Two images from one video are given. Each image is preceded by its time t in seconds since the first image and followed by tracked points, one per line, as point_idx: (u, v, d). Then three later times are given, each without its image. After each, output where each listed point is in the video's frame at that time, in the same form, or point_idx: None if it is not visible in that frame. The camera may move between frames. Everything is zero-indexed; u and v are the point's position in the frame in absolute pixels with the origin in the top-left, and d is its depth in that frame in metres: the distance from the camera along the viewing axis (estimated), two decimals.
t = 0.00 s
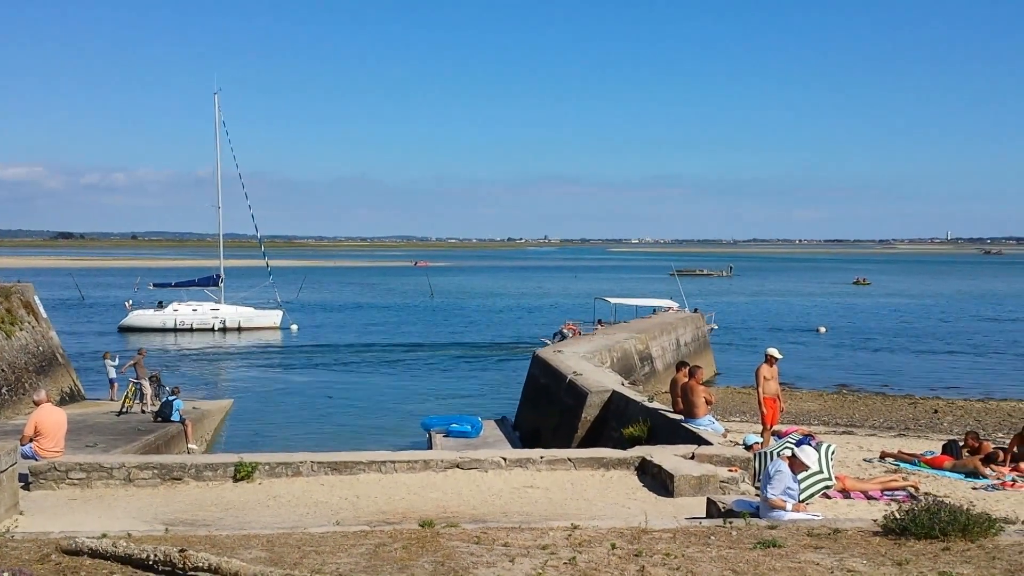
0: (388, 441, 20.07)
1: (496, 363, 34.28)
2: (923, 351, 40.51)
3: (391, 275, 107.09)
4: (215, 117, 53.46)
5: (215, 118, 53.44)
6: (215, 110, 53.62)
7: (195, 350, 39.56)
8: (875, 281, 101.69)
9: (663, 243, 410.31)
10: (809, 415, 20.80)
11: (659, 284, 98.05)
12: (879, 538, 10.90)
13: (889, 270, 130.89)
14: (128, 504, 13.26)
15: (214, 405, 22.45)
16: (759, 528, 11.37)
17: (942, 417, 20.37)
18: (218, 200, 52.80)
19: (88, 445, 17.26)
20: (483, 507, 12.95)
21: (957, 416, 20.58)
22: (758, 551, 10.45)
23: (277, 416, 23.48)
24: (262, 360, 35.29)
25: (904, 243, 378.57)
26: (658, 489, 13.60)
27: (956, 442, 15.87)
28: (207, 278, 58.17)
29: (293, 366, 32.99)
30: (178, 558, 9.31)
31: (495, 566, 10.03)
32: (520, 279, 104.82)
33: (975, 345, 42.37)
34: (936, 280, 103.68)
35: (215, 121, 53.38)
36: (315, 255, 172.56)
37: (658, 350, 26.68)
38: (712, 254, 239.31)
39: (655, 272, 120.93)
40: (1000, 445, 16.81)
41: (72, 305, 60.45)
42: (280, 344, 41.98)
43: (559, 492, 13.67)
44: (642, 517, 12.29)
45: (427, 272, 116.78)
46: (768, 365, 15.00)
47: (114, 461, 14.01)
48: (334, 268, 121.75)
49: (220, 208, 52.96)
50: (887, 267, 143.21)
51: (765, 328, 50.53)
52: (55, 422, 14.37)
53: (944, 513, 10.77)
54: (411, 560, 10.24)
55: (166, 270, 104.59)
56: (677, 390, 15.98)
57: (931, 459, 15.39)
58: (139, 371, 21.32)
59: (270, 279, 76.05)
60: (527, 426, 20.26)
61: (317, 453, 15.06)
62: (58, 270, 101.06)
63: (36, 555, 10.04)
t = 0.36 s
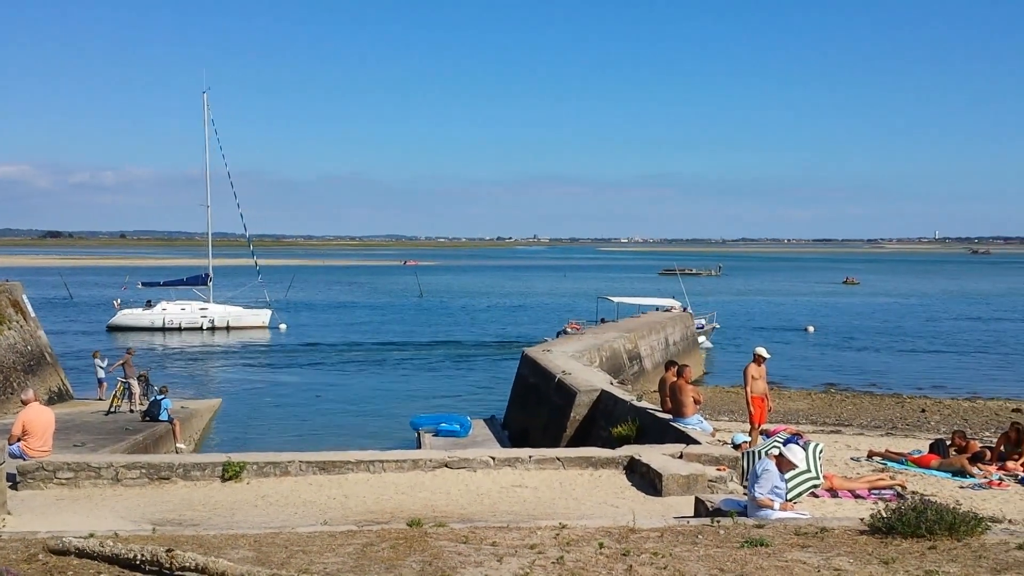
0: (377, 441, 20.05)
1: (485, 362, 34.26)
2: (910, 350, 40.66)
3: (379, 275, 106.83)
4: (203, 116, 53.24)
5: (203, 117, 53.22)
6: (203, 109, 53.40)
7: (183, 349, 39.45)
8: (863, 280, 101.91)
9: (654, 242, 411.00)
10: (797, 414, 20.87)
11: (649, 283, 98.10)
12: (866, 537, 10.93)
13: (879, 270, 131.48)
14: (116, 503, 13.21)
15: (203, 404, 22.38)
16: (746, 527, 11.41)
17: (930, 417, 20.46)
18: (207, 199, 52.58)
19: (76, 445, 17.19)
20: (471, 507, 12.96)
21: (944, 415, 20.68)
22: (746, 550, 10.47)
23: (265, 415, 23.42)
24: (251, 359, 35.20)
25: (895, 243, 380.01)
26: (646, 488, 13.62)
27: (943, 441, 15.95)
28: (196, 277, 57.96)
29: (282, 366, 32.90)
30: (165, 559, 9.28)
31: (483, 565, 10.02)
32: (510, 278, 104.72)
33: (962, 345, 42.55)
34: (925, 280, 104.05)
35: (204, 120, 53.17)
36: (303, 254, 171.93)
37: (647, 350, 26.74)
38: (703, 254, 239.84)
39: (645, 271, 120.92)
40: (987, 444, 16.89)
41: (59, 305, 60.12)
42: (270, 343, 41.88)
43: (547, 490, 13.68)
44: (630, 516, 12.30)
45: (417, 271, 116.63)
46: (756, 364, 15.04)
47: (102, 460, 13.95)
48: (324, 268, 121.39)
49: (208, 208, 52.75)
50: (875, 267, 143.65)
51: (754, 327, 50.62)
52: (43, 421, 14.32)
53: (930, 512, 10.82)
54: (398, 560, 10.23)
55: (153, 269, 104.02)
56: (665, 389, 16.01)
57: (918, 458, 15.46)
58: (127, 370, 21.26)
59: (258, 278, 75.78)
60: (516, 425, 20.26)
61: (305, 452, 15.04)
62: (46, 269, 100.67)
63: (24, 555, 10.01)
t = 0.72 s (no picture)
0: (364, 439, 20.02)
1: (473, 361, 34.25)
2: (896, 350, 40.87)
3: (367, 274, 106.60)
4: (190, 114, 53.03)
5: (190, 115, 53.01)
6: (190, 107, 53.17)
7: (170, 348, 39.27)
8: (849, 280, 102.38)
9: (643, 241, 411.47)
10: (783, 413, 20.95)
11: (636, 282, 98.30)
12: (850, 536, 10.99)
13: (866, 270, 132.01)
14: (102, 502, 13.15)
15: (190, 403, 22.32)
16: (731, 526, 11.46)
17: (915, 416, 20.57)
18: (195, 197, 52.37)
19: (61, 443, 17.11)
20: (458, 506, 12.96)
21: (929, 415, 20.79)
22: (731, 549, 10.51)
23: (253, 414, 23.36)
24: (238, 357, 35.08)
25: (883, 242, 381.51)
26: (632, 487, 13.65)
27: (928, 441, 16.03)
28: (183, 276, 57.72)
29: (269, 364, 32.82)
30: (151, 557, 9.26)
31: (468, 564, 10.03)
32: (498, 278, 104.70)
33: (947, 345, 42.79)
34: (912, 280, 104.49)
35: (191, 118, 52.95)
36: (291, 253, 171.42)
37: (634, 349, 26.80)
38: (691, 254, 240.28)
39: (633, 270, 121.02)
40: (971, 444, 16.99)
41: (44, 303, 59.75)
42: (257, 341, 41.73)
43: (534, 490, 13.69)
44: (616, 515, 12.33)
45: (405, 270, 116.28)
46: (743, 364, 15.09)
47: (88, 459, 13.89)
48: (312, 266, 121.11)
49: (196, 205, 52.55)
50: (862, 267, 144.23)
51: (741, 327, 50.75)
52: (28, 419, 14.24)
53: (914, 512, 10.89)
54: (384, 559, 10.23)
55: (140, 267, 103.53)
56: (652, 389, 16.04)
57: (903, 457, 15.53)
58: (113, 368, 21.18)
59: (245, 276, 75.56)
60: (503, 425, 20.27)
61: (291, 451, 15.00)
62: (31, 267, 99.87)
63: (9, 554, 9.98)
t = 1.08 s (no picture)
0: (351, 440, 20.01)
1: (460, 362, 34.26)
2: (881, 350, 41.11)
3: (354, 274, 106.42)
4: (176, 114, 52.76)
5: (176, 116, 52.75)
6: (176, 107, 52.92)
7: (155, 348, 39.15)
8: (834, 281, 102.93)
9: (631, 242, 411.90)
10: (769, 413, 21.03)
11: (623, 282, 98.48)
12: (834, 536, 11.04)
13: (851, 271, 132.63)
14: (87, 503, 13.10)
15: (176, 403, 22.24)
16: (717, 526, 11.50)
17: (900, 416, 20.68)
18: (180, 197, 52.12)
19: (46, 444, 17.03)
20: (444, 506, 12.95)
21: (914, 415, 20.90)
22: (716, 549, 10.55)
23: (239, 415, 23.30)
24: (223, 358, 34.98)
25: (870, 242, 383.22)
26: (619, 487, 13.67)
27: (913, 440, 16.12)
28: (168, 276, 57.45)
29: (256, 365, 32.73)
30: (136, 559, 9.22)
31: (454, 565, 10.03)
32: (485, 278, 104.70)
33: (931, 345, 43.05)
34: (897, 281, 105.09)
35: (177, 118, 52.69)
36: (277, 253, 170.93)
37: (621, 349, 26.86)
38: (678, 254, 240.57)
39: (620, 271, 121.29)
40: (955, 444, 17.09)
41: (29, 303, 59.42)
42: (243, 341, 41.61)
43: (520, 490, 13.70)
44: (602, 516, 12.34)
45: (392, 271, 116.05)
46: (729, 364, 15.14)
47: (73, 460, 13.83)
48: (298, 266, 120.76)
49: (181, 205, 52.29)
50: (847, 267, 144.95)
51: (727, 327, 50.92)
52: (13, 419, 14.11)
53: (898, 512, 10.95)
54: (370, 560, 10.21)
55: (126, 267, 102.98)
56: (638, 389, 16.09)
57: (888, 457, 15.62)
58: (98, 369, 21.08)
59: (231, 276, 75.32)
60: (490, 425, 20.27)
61: (277, 452, 14.98)
62: (13, 267, 99.13)
63: None
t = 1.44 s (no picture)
0: (329, 441, 19.94)
1: (439, 363, 34.22)
2: (858, 350, 41.40)
3: (332, 275, 105.99)
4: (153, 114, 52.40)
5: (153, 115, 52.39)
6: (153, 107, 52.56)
7: (132, 349, 38.86)
8: (811, 281, 103.50)
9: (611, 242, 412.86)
10: (747, 413, 21.14)
11: (601, 283, 98.61)
12: (811, 535, 11.11)
13: (828, 271, 133.55)
14: (63, 505, 12.99)
15: (152, 405, 22.09)
16: (695, 525, 11.55)
17: (877, 416, 20.84)
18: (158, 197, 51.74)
19: (22, 445, 16.88)
20: (423, 507, 12.93)
21: (890, 414, 21.07)
22: (694, 549, 10.60)
23: (217, 416, 23.17)
24: (201, 359, 34.77)
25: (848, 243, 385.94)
26: (598, 488, 13.69)
27: (889, 440, 16.26)
28: (145, 276, 57.05)
29: (234, 366, 32.56)
30: (112, 561, 9.13)
31: (432, 566, 10.04)
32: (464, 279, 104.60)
33: (907, 345, 43.42)
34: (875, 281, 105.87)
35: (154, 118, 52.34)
36: (255, 253, 169.96)
37: (600, 349, 26.92)
38: (657, 254, 241.18)
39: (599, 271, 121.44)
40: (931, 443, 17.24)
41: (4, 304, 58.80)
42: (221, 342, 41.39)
43: (499, 491, 13.70)
44: (581, 516, 12.36)
45: (372, 270, 115.72)
46: (707, 364, 15.21)
47: (49, 462, 13.72)
48: (277, 267, 120.15)
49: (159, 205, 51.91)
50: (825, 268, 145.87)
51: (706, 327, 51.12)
52: None
53: (874, 511, 11.04)
54: (348, 562, 10.19)
55: (102, 268, 102.11)
56: (617, 390, 16.12)
57: (864, 456, 15.74)
58: (74, 370, 20.90)
59: (208, 277, 74.85)
60: (469, 426, 20.24)
61: (255, 453, 14.91)
62: None
63: None
